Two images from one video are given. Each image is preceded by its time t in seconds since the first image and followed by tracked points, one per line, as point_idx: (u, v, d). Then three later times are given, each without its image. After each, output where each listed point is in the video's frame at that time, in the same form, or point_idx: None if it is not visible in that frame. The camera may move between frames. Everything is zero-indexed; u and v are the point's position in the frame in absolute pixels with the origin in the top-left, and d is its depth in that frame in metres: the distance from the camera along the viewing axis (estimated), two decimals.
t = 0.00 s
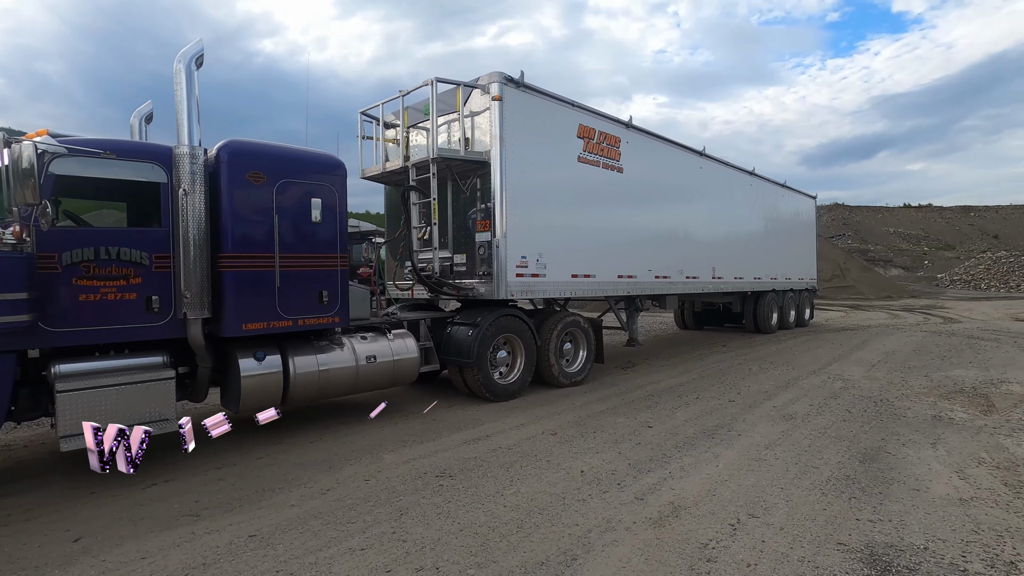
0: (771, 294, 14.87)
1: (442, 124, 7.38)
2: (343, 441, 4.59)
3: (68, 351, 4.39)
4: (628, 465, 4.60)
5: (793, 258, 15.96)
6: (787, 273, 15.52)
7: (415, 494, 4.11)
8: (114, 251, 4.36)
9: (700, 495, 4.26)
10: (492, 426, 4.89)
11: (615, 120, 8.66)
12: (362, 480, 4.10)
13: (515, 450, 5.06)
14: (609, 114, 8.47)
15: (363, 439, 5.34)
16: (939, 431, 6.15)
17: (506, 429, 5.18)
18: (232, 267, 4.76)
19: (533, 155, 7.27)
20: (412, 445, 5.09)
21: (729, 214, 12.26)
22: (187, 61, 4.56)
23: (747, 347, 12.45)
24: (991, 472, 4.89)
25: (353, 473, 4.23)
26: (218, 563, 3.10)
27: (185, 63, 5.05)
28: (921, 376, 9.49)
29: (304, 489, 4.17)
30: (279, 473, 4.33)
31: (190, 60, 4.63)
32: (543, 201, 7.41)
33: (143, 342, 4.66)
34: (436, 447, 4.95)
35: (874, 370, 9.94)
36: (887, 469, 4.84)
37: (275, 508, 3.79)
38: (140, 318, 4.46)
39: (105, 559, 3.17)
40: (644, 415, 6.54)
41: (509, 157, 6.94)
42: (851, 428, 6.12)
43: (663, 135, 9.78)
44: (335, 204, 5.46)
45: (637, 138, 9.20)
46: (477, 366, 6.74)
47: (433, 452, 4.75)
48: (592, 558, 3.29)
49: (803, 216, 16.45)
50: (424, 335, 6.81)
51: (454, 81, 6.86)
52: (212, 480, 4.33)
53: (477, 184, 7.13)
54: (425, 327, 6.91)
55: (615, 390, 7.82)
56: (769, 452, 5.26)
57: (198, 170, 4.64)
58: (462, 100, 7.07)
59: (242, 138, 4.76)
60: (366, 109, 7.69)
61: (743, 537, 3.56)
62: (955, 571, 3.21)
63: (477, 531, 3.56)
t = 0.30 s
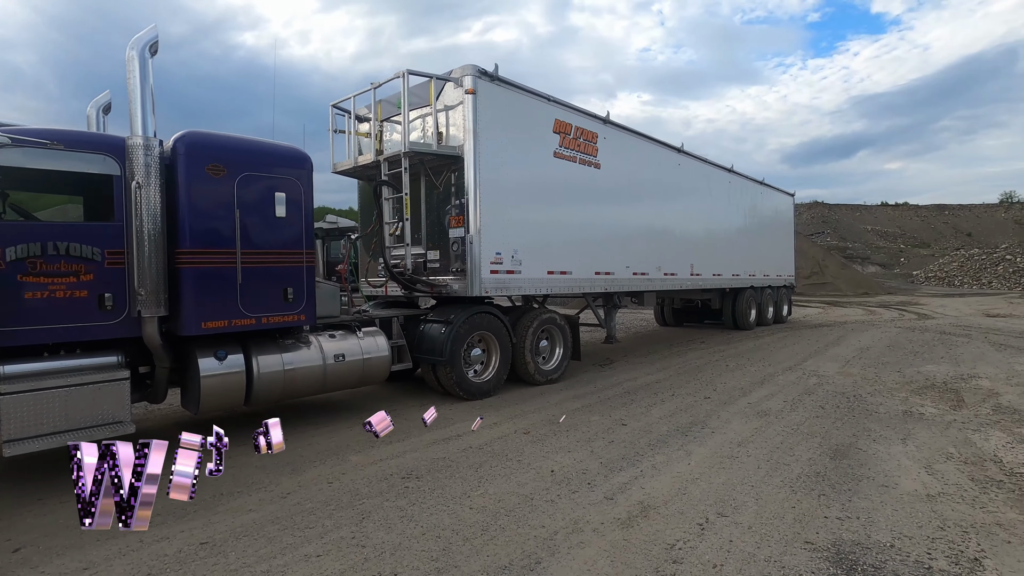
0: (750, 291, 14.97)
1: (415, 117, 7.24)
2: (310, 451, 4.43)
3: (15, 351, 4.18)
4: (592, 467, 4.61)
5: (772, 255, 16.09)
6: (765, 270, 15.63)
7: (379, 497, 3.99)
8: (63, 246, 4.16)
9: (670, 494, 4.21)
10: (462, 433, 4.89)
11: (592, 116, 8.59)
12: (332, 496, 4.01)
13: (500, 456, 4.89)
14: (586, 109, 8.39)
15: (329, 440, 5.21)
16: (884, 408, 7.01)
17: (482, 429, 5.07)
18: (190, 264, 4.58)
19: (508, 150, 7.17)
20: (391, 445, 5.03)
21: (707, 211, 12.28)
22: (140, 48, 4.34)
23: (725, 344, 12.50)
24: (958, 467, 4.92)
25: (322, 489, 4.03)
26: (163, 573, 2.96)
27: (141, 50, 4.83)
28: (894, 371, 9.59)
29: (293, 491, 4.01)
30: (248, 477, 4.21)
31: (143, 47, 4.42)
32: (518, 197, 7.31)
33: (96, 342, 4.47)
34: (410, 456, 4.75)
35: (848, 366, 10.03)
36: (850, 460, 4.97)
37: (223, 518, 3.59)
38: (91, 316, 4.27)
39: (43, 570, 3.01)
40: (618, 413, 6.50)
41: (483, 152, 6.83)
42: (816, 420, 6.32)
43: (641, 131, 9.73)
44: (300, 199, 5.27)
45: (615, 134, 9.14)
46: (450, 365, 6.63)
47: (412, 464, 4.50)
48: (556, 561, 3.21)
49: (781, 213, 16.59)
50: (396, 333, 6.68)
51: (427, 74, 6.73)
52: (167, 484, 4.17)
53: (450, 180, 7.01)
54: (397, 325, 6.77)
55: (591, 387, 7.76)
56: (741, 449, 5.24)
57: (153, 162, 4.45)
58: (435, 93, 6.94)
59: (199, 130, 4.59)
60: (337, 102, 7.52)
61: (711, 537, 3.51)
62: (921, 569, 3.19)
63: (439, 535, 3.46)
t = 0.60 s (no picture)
0: (740, 289, 14.91)
1: (399, 111, 7.06)
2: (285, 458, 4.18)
3: None
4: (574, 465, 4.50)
5: (762, 253, 16.05)
6: (755, 268, 15.58)
7: (355, 503, 3.83)
8: (21, 241, 3.95)
9: (658, 497, 4.07)
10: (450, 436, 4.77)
11: (580, 110, 8.44)
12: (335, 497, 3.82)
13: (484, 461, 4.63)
14: (574, 103, 8.24)
15: (307, 443, 5.03)
16: (881, 417, 6.49)
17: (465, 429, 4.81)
18: (158, 260, 4.38)
19: (494, 144, 7.01)
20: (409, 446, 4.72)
21: (697, 207, 12.18)
22: (103, 33, 4.10)
23: (716, 342, 12.42)
24: (951, 467, 4.83)
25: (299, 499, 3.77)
26: None
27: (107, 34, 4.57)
28: (884, 369, 9.54)
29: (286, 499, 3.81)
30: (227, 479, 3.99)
31: (107, 32, 4.17)
32: (504, 192, 7.15)
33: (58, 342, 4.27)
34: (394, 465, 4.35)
35: (838, 363, 9.98)
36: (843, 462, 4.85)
37: (193, 523, 3.42)
38: (53, 315, 4.07)
39: None
40: (607, 413, 6.37)
41: (469, 146, 6.67)
42: (805, 421, 6.17)
43: (630, 126, 9.60)
44: (277, 192, 5.08)
45: (604, 129, 9.00)
46: (434, 364, 6.46)
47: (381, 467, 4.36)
48: (538, 570, 3.06)
49: (772, 211, 16.55)
50: (379, 331, 6.51)
51: (410, 66, 6.55)
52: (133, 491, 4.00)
53: (435, 174, 6.84)
54: (380, 323, 6.60)
55: (579, 386, 7.62)
56: (731, 450, 5.12)
57: (118, 153, 4.24)
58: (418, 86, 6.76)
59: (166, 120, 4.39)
60: (319, 94, 7.32)
61: (699, 543, 3.38)
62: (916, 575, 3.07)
63: (416, 543, 3.31)
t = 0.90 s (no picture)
0: (733, 290, 14.77)
1: (384, 106, 6.82)
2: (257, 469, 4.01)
3: None
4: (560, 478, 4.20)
5: (755, 253, 15.92)
6: (749, 268, 15.45)
7: (328, 521, 3.61)
8: None
9: (651, 511, 3.87)
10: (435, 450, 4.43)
11: (571, 107, 8.23)
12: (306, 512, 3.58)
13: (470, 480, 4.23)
14: (565, 100, 8.03)
15: (283, 453, 4.81)
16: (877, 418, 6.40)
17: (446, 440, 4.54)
18: (122, 260, 4.12)
19: (482, 140, 6.78)
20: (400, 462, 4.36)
21: (690, 207, 12.01)
22: (60, 18, 3.82)
23: (709, 343, 12.26)
24: (954, 476, 4.65)
25: (278, 508, 3.63)
26: None
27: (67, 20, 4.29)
28: (879, 371, 9.40)
29: (252, 518, 3.54)
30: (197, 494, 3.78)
31: (65, 17, 3.90)
32: (492, 190, 6.93)
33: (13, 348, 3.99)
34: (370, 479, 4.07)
35: (833, 365, 9.83)
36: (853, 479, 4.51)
37: (192, 523, 3.50)
38: (6, 320, 3.79)
39: None
40: (597, 419, 6.17)
41: (455, 142, 6.44)
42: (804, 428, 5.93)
43: (622, 124, 9.40)
44: (251, 191, 4.83)
45: (595, 127, 8.80)
46: (419, 369, 6.23)
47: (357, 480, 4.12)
48: None
49: (764, 211, 16.42)
50: (362, 335, 6.27)
51: (394, 58, 6.31)
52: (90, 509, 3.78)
53: (420, 172, 6.61)
54: (364, 326, 6.36)
55: (570, 391, 7.42)
56: (727, 459, 4.93)
57: (77, 147, 3.97)
58: (403, 80, 6.53)
59: (130, 112, 4.14)
60: (300, 88, 7.07)
61: (695, 564, 3.17)
62: None
63: (391, 565, 3.09)
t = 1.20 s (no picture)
0: (726, 292, 14.70)
1: (370, 105, 6.67)
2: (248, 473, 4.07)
3: None
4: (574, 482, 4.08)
5: (748, 255, 15.86)
6: (741, 270, 15.39)
7: (303, 535, 3.48)
8: None
9: (640, 522, 3.74)
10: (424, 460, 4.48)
11: (562, 107, 8.11)
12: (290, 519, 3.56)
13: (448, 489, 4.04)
14: (556, 99, 7.91)
15: (261, 462, 4.68)
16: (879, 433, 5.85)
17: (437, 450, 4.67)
18: (90, 262, 3.95)
19: (471, 140, 6.65)
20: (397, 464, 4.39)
21: (684, 208, 11.93)
22: (24, 9, 3.66)
23: (701, 345, 12.18)
24: (950, 484, 4.55)
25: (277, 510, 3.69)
26: None
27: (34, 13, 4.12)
28: (872, 374, 9.33)
29: (252, 519, 3.61)
30: (187, 499, 3.81)
31: (30, 9, 3.74)
32: (481, 191, 6.80)
33: None
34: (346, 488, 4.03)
35: (826, 368, 9.76)
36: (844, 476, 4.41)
37: (192, 524, 3.56)
38: None
39: None
40: (587, 424, 6.05)
41: (443, 141, 6.31)
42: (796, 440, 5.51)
43: (615, 124, 9.30)
44: (229, 191, 4.68)
45: (586, 127, 8.68)
46: (405, 373, 6.09)
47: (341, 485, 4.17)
48: None
49: (758, 213, 16.38)
50: (347, 339, 6.12)
51: (380, 56, 6.16)
52: (55, 522, 3.64)
53: (407, 172, 6.47)
54: (349, 330, 6.21)
55: (560, 395, 7.29)
56: (718, 466, 4.82)
57: (43, 143, 3.81)
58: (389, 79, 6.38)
59: (99, 108, 3.98)
60: (284, 86, 6.93)
61: None
62: None
63: None
